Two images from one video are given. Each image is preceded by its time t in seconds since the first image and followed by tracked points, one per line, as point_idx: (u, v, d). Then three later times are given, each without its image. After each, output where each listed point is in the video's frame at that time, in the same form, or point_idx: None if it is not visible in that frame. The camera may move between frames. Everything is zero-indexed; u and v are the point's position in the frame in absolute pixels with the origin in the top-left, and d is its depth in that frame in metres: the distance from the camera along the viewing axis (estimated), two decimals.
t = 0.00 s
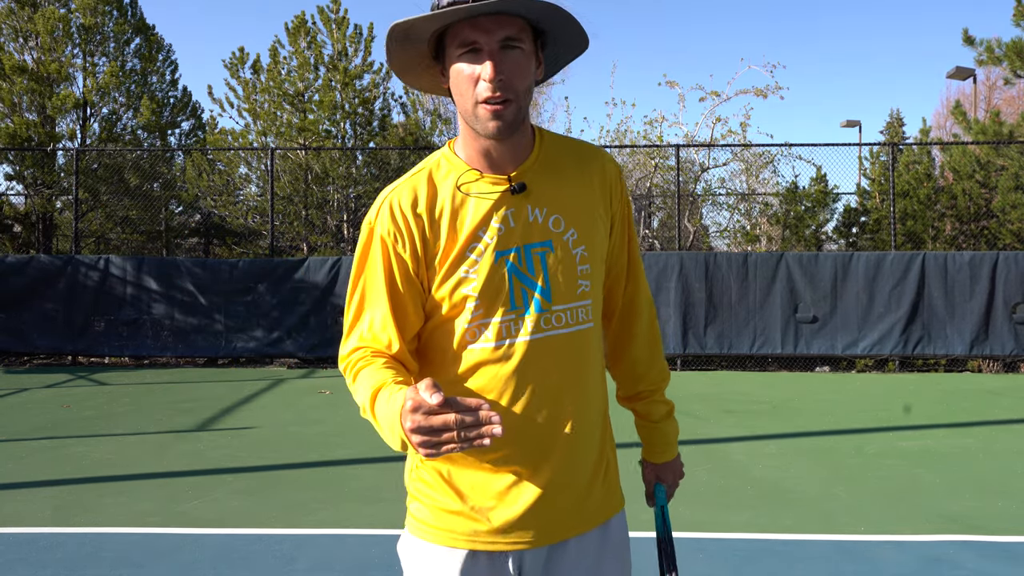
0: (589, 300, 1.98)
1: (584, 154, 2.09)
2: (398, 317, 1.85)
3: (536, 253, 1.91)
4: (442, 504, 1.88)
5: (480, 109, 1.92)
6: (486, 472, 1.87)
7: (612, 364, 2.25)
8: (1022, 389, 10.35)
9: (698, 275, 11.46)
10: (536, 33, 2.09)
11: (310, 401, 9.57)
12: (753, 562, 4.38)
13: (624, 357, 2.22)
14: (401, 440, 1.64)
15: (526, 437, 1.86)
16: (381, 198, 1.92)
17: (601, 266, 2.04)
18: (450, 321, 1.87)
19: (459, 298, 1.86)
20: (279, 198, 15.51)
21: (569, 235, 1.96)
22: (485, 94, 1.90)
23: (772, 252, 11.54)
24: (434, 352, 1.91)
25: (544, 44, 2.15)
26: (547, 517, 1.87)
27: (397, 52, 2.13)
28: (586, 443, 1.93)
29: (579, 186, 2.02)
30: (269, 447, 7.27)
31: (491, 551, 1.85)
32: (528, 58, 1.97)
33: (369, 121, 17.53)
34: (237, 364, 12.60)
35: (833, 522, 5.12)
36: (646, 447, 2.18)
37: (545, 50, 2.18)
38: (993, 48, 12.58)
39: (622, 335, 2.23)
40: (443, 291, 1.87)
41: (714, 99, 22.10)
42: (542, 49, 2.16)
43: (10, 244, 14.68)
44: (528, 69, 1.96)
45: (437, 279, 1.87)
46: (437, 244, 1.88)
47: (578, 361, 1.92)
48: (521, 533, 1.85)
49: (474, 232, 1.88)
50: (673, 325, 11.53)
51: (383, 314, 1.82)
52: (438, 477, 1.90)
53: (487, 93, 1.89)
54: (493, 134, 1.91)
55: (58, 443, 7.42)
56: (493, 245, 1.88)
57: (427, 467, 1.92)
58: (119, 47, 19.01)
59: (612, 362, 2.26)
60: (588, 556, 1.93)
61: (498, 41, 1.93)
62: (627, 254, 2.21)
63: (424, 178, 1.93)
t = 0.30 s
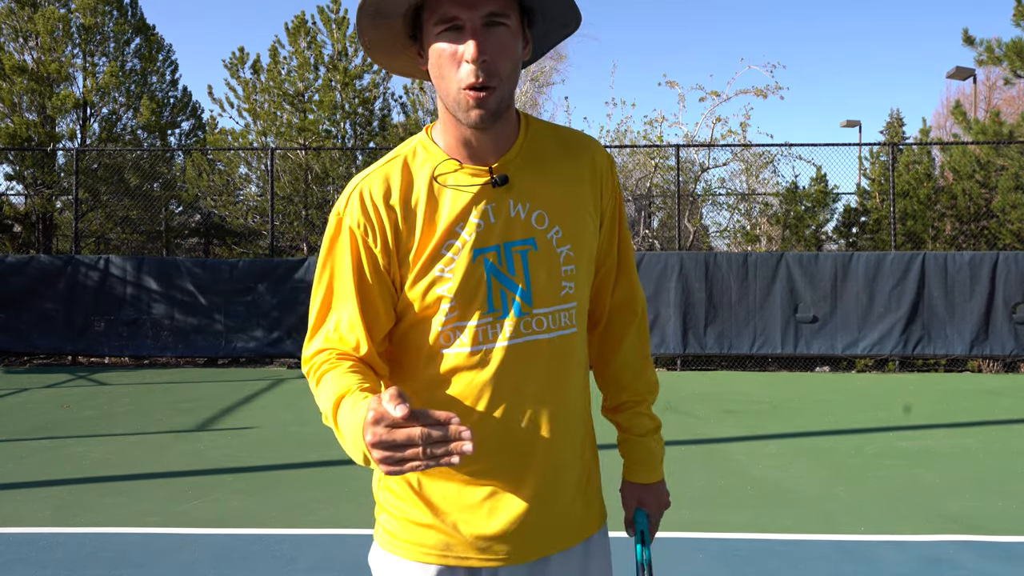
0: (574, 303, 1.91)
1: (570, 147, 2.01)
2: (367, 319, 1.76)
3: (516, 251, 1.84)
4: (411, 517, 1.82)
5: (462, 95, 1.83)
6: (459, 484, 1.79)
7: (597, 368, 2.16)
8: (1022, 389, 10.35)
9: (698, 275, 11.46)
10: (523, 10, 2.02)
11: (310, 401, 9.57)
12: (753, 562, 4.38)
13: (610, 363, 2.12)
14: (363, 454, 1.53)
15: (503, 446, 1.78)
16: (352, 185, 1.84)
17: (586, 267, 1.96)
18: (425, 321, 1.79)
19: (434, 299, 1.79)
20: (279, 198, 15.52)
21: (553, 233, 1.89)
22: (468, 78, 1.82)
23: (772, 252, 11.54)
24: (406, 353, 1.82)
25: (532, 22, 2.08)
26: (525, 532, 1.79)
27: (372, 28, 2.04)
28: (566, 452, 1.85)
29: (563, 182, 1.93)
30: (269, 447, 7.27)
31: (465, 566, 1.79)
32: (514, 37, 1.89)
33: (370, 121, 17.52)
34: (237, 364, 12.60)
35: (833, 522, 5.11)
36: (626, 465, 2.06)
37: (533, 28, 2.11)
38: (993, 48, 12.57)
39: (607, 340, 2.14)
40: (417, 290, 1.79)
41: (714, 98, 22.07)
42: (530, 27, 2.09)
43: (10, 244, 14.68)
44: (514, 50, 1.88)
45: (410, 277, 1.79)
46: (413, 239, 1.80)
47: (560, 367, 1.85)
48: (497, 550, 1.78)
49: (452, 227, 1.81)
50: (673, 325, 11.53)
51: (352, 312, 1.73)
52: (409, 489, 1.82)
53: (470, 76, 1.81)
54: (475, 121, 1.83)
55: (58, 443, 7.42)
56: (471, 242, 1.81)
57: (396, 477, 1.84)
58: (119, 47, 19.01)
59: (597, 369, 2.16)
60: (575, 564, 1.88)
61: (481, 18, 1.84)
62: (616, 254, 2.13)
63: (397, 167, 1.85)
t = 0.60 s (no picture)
0: (564, 305, 1.89)
1: (563, 146, 2.01)
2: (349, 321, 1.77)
3: (505, 250, 1.84)
4: (394, 524, 1.81)
5: (453, 88, 1.83)
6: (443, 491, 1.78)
7: (589, 372, 2.16)
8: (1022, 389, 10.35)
9: (698, 275, 11.46)
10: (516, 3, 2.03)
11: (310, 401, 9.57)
12: (753, 562, 4.38)
13: (602, 367, 2.11)
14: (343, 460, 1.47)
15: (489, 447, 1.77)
16: (337, 178, 1.84)
17: (579, 267, 1.95)
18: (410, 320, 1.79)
19: (420, 297, 1.78)
20: (279, 198, 15.54)
21: (543, 232, 1.88)
22: (458, 68, 1.81)
23: (772, 252, 11.54)
24: (389, 352, 1.82)
25: (525, 16, 2.10)
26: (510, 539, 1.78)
27: (361, 22, 2.05)
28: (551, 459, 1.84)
29: (555, 182, 1.93)
30: (269, 447, 7.27)
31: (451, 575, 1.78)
32: (505, 27, 1.88)
33: (369, 121, 17.53)
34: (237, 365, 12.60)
35: (833, 522, 5.11)
36: (615, 477, 2.01)
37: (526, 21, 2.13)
38: (993, 48, 12.57)
39: (600, 342, 2.13)
40: (402, 288, 1.78)
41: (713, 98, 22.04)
42: (524, 21, 2.10)
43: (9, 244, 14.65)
44: (505, 42, 1.87)
45: (397, 275, 1.78)
46: (398, 235, 1.79)
47: (551, 368, 1.84)
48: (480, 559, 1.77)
49: (438, 225, 1.81)
50: (673, 325, 11.52)
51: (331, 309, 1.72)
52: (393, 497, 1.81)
53: (462, 68, 1.80)
54: (466, 115, 1.82)
55: (57, 443, 7.42)
56: (458, 240, 1.80)
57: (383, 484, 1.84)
58: (119, 47, 19.01)
59: (590, 375, 2.15)
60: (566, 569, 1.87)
61: (471, 9, 1.83)
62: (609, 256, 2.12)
63: (385, 161, 1.85)
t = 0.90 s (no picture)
0: (571, 298, 1.93)
1: (566, 148, 2.04)
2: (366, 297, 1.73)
3: (516, 245, 1.86)
4: (405, 518, 1.82)
5: (465, 90, 1.85)
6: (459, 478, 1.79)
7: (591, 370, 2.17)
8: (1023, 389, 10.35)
9: (698, 275, 11.46)
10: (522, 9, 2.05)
11: (310, 401, 9.57)
12: (752, 562, 4.38)
13: (604, 365, 2.13)
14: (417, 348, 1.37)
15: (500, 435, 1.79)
16: (356, 170, 1.84)
17: (584, 264, 1.98)
18: (426, 310, 1.80)
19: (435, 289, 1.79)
20: (279, 198, 15.56)
21: (552, 229, 1.91)
22: (470, 73, 1.82)
23: (772, 252, 11.55)
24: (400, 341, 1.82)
25: (531, 22, 2.12)
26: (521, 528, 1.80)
27: (375, 34, 2.08)
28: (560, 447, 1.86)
29: (561, 180, 1.96)
30: (270, 447, 7.27)
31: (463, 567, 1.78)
32: (514, 34, 1.89)
33: (369, 121, 17.52)
34: (237, 364, 12.61)
35: (833, 522, 5.12)
36: (618, 470, 2.04)
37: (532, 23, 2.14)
38: (993, 49, 12.57)
39: (603, 339, 2.15)
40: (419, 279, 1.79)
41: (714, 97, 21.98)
42: (529, 27, 2.12)
43: (9, 244, 14.63)
44: (515, 47, 1.89)
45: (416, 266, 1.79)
46: (415, 226, 1.80)
47: (560, 358, 1.87)
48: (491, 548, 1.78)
49: (453, 219, 1.82)
50: (673, 325, 11.53)
51: (348, 274, 1.70)
52: (404, 490, 1.82)
53: (472, 74, 1.82)
54: (480, 117, 1.84)
55: (57, 443, 7.42)
56: (473, 234, 1.82)
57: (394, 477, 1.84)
58: (119, 47, 19.01)
59: (592, 372, 2.17)
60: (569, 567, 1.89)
61: (481, 16, 1.84)
62: (611, 254, 2.14)
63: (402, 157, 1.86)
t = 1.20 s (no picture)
0: (583, 303, 1.95)
1: (576, 155, 2.04)
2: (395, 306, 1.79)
3: (532, 255, 1.87)
4: (429, 509, 1.83)
5: (482, 105, 1.86)
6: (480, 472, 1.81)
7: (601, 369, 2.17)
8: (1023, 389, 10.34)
9: (698, 275, 11.46)
10: (537, 29, 2.06)
11: (310, 401, 9.57)
12: (752, 562, 4.39)
13: (615, 363, 2.13)
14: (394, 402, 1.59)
15: (519, 428, 1.81)
16: (377, 188, 1.87)
17: (595, 268, 2.00)
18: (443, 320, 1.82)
19: (454, 298, 1.81)
20: (279, 198, 15.58)
21: (566, 238, 1.92)
22: (488, 88, 1.84)
23: (772, 252, 11.55)
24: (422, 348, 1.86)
25: (546, 44, 2.13)
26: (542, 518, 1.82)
27: (399, 50, 2.08)
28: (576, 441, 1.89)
29: (572, 187, 1.97)
30: (270, 447, 7.27)
31: (485, 555, 1.80)
32: (530, 52, 1.92)
33: (369, 121, 17.52)
34: (237, 364, 12.61)
35: (833, 522, 5.11)
36: (625, 459, 2.07)
37: (548, 47, 2.16)
38: (993, 49, 12.56)
39: (614, 340, 2.14)
40: (439, 287, 1.81)
41: (713, 97, 21.94)
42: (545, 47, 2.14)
43: (9, 244, 14.59)
44: (530, 65, 1.91)
45: (431, 275, 1.82)
46: (433, 237, 1.83)
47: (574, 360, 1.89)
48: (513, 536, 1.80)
49: (470, 229, 1.83)
50: (673, 325, 11.53)
51: (375, 288, 1.78)
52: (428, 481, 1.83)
53: (490, 88, 1.83)
54: (495, 129, 1.85)
55: (57, 442, 7.42)
56: (489, 244, 1.83)
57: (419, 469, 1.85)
58: (119, 47, 19.02)
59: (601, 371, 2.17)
60: (588, 564, 1.92)
61: (498, 35, 1.88)
62: (622, 260, 2.13)
63: (421, 172, 1.87)
